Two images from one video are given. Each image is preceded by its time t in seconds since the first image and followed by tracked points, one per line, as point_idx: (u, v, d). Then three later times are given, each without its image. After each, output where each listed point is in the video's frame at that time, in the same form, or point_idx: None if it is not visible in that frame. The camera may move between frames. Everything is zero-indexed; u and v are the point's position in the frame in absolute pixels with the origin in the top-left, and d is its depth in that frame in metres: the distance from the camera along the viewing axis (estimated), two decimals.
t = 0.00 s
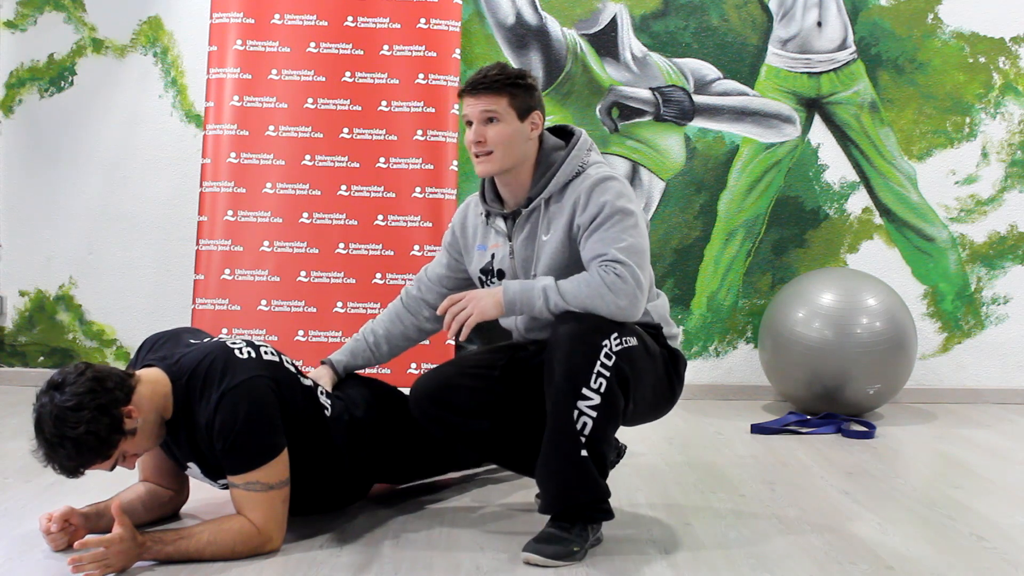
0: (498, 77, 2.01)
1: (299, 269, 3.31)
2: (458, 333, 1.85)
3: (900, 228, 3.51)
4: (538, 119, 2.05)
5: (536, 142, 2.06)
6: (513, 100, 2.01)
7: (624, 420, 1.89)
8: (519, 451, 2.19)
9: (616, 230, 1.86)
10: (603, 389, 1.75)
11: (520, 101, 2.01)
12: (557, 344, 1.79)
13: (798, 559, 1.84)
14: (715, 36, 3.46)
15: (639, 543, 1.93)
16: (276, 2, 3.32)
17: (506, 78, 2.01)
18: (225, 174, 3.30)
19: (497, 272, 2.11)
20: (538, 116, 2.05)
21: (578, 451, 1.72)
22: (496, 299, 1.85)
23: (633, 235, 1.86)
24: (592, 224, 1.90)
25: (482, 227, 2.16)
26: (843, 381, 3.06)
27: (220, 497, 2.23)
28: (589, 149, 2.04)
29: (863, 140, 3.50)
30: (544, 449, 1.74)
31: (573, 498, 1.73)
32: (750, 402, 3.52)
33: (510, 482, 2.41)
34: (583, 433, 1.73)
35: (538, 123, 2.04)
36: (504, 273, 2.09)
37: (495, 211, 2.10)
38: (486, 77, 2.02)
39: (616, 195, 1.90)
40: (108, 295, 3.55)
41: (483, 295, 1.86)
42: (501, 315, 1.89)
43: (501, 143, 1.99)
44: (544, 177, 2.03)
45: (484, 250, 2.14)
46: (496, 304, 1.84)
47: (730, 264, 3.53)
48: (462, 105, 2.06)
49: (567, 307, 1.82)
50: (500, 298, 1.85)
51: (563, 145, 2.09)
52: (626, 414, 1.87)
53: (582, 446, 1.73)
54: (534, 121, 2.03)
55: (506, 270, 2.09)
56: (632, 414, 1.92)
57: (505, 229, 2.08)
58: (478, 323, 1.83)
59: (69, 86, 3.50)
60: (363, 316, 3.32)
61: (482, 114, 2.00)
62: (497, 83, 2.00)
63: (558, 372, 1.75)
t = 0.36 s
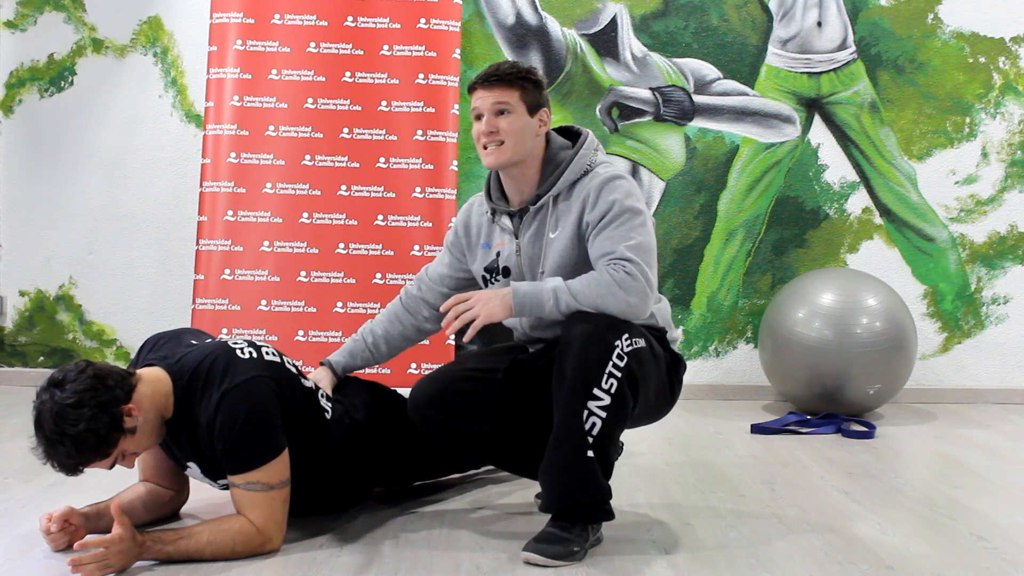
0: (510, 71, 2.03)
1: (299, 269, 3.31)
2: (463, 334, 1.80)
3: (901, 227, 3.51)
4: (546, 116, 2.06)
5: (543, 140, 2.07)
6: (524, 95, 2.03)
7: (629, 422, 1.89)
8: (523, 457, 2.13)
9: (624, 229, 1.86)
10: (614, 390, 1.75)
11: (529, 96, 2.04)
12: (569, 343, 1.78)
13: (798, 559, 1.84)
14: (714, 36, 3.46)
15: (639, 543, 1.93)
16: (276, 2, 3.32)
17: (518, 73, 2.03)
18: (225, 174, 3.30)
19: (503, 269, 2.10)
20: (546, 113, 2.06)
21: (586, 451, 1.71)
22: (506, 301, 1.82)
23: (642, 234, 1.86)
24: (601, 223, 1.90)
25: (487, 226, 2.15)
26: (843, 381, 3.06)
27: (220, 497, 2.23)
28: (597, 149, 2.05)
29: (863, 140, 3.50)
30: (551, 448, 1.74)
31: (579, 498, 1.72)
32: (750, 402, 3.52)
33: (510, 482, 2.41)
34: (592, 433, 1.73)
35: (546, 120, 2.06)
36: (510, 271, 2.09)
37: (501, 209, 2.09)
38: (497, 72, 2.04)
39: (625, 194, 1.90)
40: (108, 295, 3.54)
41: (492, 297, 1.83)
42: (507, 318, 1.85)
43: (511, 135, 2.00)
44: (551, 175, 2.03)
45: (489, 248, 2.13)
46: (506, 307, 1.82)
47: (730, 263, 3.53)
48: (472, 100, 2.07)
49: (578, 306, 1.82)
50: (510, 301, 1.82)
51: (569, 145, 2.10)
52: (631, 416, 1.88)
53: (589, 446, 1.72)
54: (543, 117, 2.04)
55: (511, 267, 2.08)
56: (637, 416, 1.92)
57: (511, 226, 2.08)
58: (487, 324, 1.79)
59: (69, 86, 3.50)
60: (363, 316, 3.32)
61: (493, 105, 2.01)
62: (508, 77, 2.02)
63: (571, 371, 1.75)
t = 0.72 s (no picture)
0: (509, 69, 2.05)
1: (299, 269, 3.31)
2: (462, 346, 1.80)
3: (901, 228, 3.51)
4: (544, 115, 2.06)
5: (541, 138, 2.07)
6: (521, 92, 2.03)
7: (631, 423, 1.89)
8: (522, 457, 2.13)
9: (621, 228, 1.86)
10: (615, 392, 1.75)
11: (527, 94, 2.04)
12: (571, 344, 1.78)
13: (798, 559, 1.84)
14: (714, 36, 3.46)
15: (639, 543, 1.93)
16: (276, 2, 3.32)
17: (516, 72, 2.05)
18: (225, 174, 3.30)
19: (501, 268, 2.10)
20: (544, 112, 2.06)
21: (586, 453, 1.71)
22: (504, 311, 1.80)
23: (639, 232, 1.86)
24: (598, 221, 1.90)
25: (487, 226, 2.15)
26: (843, 381, 3.06)
27: (220, 497, 2.23)
28: (596, 149, 2.04)
29: (863, 140, 3.50)
30: (552, 449, 1.74)
31: (578, 499, 1.72)
32: (750, 402, 3.52)
33: (510, 482, 2.41)
34: (592, 435, 1.72)
35: (544, 119, 2.05)
36: (508, 271, 2.08)
37: (500, 208, 2.09)
38: (496, 70, 2.06)
39: (623, 192, 1.90)
40: (109, 295, 3.54)
41: (489, 308, 1.80)
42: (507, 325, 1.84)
43: (507, 129, 1.99)
44: (549, 174, 2.03)
45: (489, 247, 2.13)
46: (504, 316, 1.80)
47: (730, 263, 3.53)
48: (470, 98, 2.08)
49: (579, 308, 1.82)
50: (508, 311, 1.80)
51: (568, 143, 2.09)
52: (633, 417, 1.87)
53: (590, 448, 1.72)
54: (540, 115, 2.04)
55: (510, 266, 2.08)
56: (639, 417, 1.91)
57: (511, 225, 2.08)
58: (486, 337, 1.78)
59: (69, 86, 3.50)
60: (363, 316, 3.32)
61: (489, 100, 2.01)
62: (506, 75, 2.04)
63: (572, 372, 1.75)
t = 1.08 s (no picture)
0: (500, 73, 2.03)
1: (299, 269, 3.31)
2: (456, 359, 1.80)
3: (900, 227, 3.51)
4: (538, 115, 2.06)
5: (536, 139, 2.07)
6: (513, 95, 2.03)
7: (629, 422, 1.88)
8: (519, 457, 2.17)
9: (612, 227, 1.86)
10: (609, 393, 1.74)
11: (519, 96, 2.03)
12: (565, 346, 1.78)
13: (798, 559, 1.85)
14: (715, 36, 3.46)
15: (639, 543, 1.93)
16: (276, 2, 3.32)
17: (506, 74, 2.04)
18: (225, 174, 3.30)
19: (499, 269, 2.10)
20: (538, 112, 2.06)
21: (582, 455, 1.72)
22: (495, 322, 1.80)
23: (629, 230, 1.86)
24: (589, 221, 1.90)
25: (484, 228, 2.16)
26: (843, 381, 3.06)
27: (220, 497, 2.23)
28: (589, 148, 2.04)
29: (863, 140, 3.50)
30: (549, 450, 1.74)
31: (575, 500, 1.73)
32: (750, 402, 3.52)
33: (510, 482, 2.41)
34: (587, 437, 1.72)
35: (537, 119, 2.05)
36: (506, 272, 2.09)
37: (496, 210, 2.08)
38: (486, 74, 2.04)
39: (614, 191, 1.90)
40: (108, 295, 3.54)
41: (479, 319, 1.81)
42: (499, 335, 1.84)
43: (500, 135, 2.00)
44: (544, 175, 2.02)
45: (488, 249, 2.13)
46: (495, 326, 1.80)
47: (730, 263, 3.53)
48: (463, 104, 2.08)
49: (569, 311, 1.81)
50: (499, 321, 1.81)
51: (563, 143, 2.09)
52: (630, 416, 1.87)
53: (585, 449, 1.72)
54: (534, 116, 2.04)
55: (507, 267, 2.08)
56: (638, 416, 1.91)
57: (507, 227, 2.08)
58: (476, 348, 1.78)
59: (69, 86, 3.50)
60: (363, 316, 3.32)
61: (482, 107, 2.01)
62: (496, 78, 2.03)
63: (566, 374, 1.75)
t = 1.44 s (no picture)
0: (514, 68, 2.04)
1: (299, 269, 3.31)
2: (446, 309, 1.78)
3: (900, 228, 3.51)
4: (546, 112, 2.06)
5: (542, 135, 2.07)
6: (524, 88, 2.03)
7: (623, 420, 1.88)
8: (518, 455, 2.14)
9: (616, 231, 1.84)
10: (599, 392, 1.74)
11: (530, 91, 2.04)
12: (555, 344, 1.79)
13: (798, 559, 1.84)
14: (715, 36, 3.46)
15: (639, 543, 1.93)
16: (276, 2, 3.32)
17: (519, 68, 2.05)
18: (225, 174, 3.30)
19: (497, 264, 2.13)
20: (546, 109, 2.06)
21: (576, 453, 1.72)
22: (490, 290, 1.76)
23: (632, 237, 1.84)
24: (593, 222, 1.88)
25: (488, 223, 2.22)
26: (843, 381, 3.06)
27: (220, 497, 2.23)
28: (596, 149, 2.04)
29: (863, 140, 3.50)
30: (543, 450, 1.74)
31: (571, 499, 1.73)
32: (750, 402, 3.52)
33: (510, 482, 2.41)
34: (580, 437, 1.72)
35: (546, 115, 2.06)
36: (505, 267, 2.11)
37: (499, 204, 2.14)
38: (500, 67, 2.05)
39: (619, 196, 1.89)
40: (109, 295, 3.54)
41: (479, 277, 1.76)
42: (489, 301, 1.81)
43: (508, 127, 2.00)
44: (546, 173, 2.04)
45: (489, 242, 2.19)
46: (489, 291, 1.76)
47: (730, 263, 3.53)
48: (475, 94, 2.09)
49: (563, 301, 1.77)
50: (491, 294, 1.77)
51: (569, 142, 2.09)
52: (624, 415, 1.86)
53: (579, 449, 1.72)
54: (542, 112, 2.04)
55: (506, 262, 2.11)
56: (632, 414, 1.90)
57: (508, 222, 2.12)
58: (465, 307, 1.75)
59: (69, 86, 3.50)
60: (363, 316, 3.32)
61: (492, 97, 2.02)
62: (509, 71, 2.04)
63: (555, 375, 1.76)
